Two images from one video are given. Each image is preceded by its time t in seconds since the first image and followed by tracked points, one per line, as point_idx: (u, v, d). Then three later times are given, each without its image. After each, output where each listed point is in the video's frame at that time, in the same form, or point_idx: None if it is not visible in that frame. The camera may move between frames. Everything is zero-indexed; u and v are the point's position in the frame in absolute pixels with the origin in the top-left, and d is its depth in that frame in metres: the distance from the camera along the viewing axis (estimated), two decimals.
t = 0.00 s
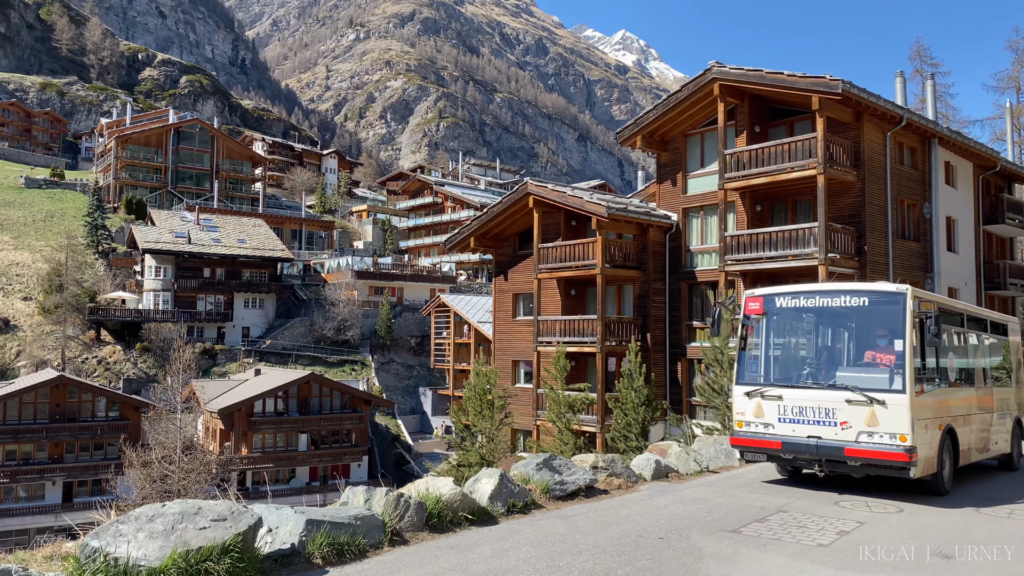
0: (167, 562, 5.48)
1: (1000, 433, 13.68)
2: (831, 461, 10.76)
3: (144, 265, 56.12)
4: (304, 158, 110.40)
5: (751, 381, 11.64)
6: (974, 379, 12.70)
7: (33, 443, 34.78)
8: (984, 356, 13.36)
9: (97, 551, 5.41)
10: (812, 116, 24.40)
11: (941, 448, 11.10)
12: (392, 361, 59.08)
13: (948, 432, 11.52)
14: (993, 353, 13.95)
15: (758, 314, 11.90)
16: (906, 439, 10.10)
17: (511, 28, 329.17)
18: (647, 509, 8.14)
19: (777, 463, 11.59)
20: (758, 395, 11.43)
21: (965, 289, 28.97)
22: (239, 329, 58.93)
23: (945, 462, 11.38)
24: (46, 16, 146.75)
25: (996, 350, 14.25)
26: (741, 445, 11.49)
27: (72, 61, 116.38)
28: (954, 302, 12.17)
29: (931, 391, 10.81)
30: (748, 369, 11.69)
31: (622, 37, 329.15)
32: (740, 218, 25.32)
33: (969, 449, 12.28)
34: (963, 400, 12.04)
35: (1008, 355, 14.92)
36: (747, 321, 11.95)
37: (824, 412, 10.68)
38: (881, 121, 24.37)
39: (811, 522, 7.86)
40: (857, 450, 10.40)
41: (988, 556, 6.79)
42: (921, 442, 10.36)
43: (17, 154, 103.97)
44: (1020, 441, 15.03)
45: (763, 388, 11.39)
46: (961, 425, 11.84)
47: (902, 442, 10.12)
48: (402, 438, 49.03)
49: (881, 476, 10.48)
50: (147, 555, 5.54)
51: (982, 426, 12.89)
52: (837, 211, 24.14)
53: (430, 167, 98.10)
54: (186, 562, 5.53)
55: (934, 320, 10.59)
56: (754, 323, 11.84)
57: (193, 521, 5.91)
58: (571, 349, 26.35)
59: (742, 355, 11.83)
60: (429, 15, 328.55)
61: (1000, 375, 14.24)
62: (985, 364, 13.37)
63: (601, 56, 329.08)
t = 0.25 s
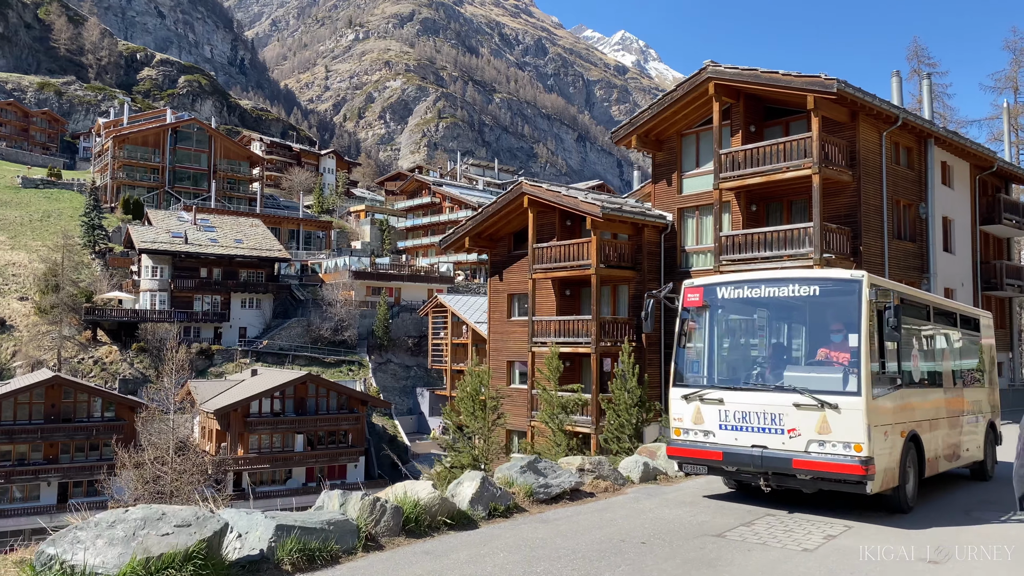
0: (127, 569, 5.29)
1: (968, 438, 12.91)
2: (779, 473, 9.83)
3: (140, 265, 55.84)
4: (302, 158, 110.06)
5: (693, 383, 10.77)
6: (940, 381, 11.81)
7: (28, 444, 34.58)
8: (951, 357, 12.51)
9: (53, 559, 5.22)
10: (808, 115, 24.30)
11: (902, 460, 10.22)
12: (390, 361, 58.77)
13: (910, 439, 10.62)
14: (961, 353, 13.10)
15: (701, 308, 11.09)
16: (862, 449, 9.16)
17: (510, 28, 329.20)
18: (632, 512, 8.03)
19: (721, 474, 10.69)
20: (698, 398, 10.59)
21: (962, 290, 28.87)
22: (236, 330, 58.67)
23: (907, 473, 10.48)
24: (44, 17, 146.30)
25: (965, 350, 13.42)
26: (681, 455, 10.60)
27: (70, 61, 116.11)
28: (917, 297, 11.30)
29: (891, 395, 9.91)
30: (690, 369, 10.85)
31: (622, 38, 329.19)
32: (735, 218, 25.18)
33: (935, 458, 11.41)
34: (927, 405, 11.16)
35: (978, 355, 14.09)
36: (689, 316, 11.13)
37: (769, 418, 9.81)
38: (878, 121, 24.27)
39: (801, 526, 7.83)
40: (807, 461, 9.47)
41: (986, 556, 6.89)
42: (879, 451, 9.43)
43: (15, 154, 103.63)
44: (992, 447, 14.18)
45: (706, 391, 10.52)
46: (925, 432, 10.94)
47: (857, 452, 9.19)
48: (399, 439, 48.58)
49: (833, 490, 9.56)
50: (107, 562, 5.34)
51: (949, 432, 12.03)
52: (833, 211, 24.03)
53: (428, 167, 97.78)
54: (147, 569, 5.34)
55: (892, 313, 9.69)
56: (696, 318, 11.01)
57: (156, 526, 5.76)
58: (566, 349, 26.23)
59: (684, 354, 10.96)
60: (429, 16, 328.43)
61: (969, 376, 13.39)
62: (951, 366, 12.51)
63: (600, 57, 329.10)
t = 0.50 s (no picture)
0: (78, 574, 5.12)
1: (933, 445, 11.74)
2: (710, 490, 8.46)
3: (137, 264, 55.65)
4: (300, 157, 109.84)
5: (618, 384, 9.36)
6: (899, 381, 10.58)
7: (23, 443, 34.39)
8: (913, 355, 11.32)
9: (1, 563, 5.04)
10: (803, 114, 24.18)
11: (855, 472, 8.91)
12: (387, 361, 58.60)
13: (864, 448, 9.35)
14: (925, 350, 11.94)
15: (628, 295, 9.70)
16: (804, 463, 7.82)
17: (509, 28, 328.88)
18: (614, 514, 7.95)
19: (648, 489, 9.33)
20: (618, 400, 9.22)
21: (957, 289, 28.75)
22: (233, 329, 58.45)
23: (860, 487, 9.21)
24: (42, 15, 145.92)
25: (930, 348, 12.26)
26: (602, 467, 9.20)
27: (69, 60, 115.81)
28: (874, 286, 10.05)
29: (841, 399, 8.60)
30: (615, 366, 9.44)
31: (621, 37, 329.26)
32: (730, 217, 25.08)
33: (895, 469, 10.20)
34: (885, 409, 9.91)
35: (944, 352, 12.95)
36: (616, 305, 9.72)
37: (699, 425, 8.43)
38: (873, 120, 24.15)
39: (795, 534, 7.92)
40: (740, 477, 8.11)
41: (986, 556, 7.05)
42: (825, 464, 8.13)
43: (13, 153, 103.25)
44: (961, 454, 13.06)
45: (630, 393, 9.13)
46: (881, 439, 9.70)
47: (798, 467, 7.84)
48: (396, 439, 48.40)
49: (771, 511, 8.20)
50: (58, 566, 5.17)
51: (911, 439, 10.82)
52: (828, 210, 23.93)
53: (427, 166, 97.61)
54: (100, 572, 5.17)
55: (842, 300, 8.28)
56: (623, 307, 9.60)
57: (113, 530, 5.61)
58: (560, 349, 26.13)
59: (608, 350, 9.53)
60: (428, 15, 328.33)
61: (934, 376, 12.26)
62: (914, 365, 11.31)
63: (600, 56, 329.04)
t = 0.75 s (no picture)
0: None
1: (898, 454, 10.42)
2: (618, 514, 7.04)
3: (134, 263, 55.36)
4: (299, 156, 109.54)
5: (521, 385, 7.94)
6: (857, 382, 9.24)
7: (18, 442, 34.13)
8: (875, 352, 9.90)
9: None
10: (799, 111, 24.03)
11: (797, 490, 7.51)
12: (385, 360, 58.37)
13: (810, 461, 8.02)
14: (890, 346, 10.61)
15: (533, 278, 8.29)
16: (727, 483, 6.49)
17: (509, 27, 328.49)
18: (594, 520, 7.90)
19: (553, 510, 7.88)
20: (516, 404, 7.84)
21: (955, 288, 28.65)
22: (231, 328, 58.19)
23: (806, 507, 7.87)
24: (40, 13, 145.27)
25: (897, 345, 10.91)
26: (495, 486, 7.75)
27: (67, 58, 115.36)
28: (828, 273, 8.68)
29: (777, 405, 7.20)
30: (519, 364, 8.02)
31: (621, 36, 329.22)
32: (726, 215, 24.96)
33: (851, 482, 8.86)
34: (837, 415, 8.57)
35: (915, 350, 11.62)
36: (522, 289, 8.29)
37: (606, 434, 7.04)
38: (870, 117, 23.99)
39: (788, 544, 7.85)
40: (650, 499, 6.69)
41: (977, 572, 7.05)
42: (757, 484, 6.77)
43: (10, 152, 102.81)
44: (931, 462, 11.73)
45: (533, 396, 7.75)
46: (834, 449, 8.34)
47: (719, 488, 6.50)
48: (394, 438, 48.20)
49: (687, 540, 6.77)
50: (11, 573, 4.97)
51: (871, 447, 9.50)
52: (824, 208, 23.80)
53: (426, 165, 97.37)
54: None
55: (776, 280, 6.84)
56: (530, 293, 8.18)
57: (69, 535, 5.44)
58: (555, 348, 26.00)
59: (510, 342, 8.14)
60: (428, 14, 327.90)
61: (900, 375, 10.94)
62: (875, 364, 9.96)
63: (600, 55, 328.77)
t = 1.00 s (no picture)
0: None
1: (859, 464, 8.55)
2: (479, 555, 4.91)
3: (132, 262, 55.12)
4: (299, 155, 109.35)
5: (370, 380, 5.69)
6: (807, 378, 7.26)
7: (14, 441, 33.84)
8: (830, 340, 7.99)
9: None
10: (797, 109, 23.86)
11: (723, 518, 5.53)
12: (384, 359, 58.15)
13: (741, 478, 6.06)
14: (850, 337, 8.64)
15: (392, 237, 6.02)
16: (611, 514, 4.46)
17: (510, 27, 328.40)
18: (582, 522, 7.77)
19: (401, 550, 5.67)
20: (361, 405, 5.57)
21: (955, 288, 28.47)
22: (229, 327, 57.93)
23: (731, 540, 5.90)
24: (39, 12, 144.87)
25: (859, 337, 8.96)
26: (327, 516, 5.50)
27: (66, 57, 115.12)
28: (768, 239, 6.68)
29: (687, 407, 5.18)
30: (367, 353, 5.79)
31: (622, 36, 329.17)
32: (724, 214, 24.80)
33: (798, 503, 6.88)
34: (779, 416, 6.57)
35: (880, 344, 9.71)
36: (378, 252, 6.02)
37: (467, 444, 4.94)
38: (869, 115, 23.81)
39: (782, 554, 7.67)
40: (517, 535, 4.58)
41: None
42: (655, 513, 4.77)
43: (8, 150, 102.51)
44: (894, 472, 9.94)
45: (371, 394, 5.59)
46: (772, 462, 6.37)
47: (602, 520, 4.46)
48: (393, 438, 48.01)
49: None
50: None
51: (824, 458, 7.53)
52: (823, 206, 23.62)
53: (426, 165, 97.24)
54: None
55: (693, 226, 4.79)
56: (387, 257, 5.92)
57: (25, 538, 5.28)
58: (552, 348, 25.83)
59: (347, 323, 5.94)
60: (429, 14, 327.65)
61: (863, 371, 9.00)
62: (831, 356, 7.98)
63: (600, 55, 328.73)
